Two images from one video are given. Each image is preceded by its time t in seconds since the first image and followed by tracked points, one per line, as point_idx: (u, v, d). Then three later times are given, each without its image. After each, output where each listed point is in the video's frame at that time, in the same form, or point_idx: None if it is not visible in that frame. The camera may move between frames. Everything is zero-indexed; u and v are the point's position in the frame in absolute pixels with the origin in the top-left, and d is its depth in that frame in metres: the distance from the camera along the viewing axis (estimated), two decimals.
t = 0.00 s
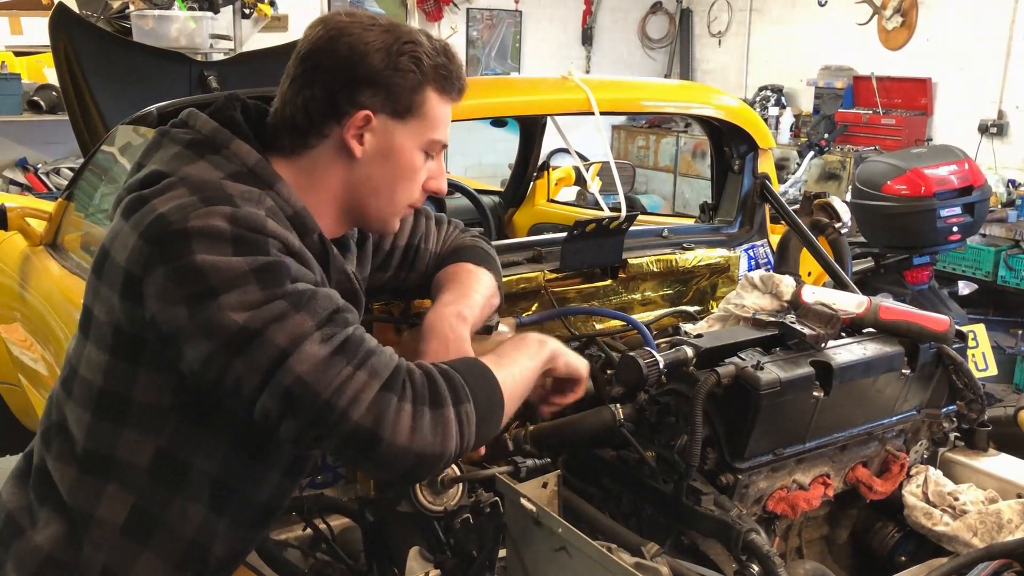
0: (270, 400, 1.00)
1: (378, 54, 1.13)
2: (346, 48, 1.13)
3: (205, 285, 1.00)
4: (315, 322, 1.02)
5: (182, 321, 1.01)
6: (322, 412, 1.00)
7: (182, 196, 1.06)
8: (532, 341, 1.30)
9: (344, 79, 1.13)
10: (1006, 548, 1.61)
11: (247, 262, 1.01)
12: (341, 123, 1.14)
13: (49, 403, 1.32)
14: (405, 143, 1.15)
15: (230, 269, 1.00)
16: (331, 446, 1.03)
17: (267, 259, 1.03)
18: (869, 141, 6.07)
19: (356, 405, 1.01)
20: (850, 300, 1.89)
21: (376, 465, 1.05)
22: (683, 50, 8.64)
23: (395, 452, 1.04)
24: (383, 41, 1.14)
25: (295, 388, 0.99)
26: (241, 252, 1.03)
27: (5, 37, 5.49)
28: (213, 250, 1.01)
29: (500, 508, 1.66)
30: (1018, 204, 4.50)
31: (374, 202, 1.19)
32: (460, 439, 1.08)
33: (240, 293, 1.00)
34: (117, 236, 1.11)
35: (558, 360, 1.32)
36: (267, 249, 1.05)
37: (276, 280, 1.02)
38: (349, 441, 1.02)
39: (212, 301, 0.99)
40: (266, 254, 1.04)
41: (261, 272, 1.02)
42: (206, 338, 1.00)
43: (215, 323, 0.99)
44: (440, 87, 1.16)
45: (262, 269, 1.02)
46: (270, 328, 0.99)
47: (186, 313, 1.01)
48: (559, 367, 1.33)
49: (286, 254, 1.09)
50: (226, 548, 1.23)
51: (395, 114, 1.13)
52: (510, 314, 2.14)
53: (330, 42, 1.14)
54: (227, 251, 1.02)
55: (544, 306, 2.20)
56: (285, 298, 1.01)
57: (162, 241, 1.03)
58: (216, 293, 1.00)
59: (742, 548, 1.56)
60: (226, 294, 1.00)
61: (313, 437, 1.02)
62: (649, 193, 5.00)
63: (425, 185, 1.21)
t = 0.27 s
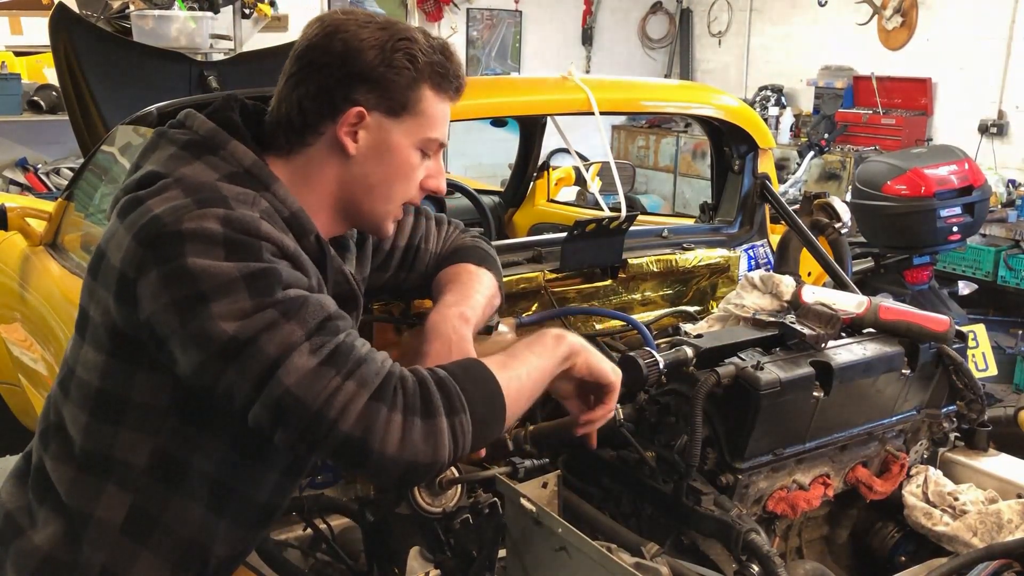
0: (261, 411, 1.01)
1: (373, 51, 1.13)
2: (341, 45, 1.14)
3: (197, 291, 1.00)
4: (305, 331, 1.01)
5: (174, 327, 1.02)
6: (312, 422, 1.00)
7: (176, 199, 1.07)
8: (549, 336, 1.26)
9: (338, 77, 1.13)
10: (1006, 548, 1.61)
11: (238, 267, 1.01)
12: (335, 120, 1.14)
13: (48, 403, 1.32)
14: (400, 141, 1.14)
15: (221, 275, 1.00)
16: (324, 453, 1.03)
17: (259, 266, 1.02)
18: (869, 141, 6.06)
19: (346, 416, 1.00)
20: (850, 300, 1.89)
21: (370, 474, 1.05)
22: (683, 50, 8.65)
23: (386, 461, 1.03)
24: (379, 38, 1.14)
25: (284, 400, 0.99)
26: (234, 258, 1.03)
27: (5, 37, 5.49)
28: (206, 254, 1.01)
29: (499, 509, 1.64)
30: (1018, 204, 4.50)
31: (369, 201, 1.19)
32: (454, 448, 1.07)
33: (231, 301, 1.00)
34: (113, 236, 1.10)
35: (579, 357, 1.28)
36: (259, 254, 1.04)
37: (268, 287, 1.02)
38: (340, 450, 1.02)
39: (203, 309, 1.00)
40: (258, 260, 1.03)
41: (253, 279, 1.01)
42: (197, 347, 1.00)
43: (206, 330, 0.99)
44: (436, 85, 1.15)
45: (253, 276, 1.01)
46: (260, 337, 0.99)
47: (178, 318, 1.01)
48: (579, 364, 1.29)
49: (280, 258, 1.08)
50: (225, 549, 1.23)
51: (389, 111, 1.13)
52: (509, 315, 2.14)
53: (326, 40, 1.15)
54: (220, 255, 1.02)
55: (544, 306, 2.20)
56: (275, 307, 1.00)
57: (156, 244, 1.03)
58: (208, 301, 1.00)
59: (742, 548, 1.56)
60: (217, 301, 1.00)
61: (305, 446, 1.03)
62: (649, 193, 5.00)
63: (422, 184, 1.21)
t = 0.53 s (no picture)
0: (268, 405, 1.00)
1: (368, 51, 1.13)
2: (337, 45, 1.14)
3: (201, 288, 1.00)
4: (312, 325, 1.01)
5: (178, 324, 1.01)
6: (319, 414, 1.00)
7: (177, 197, 1.07)
8: (554, 353, 1.28)
9: (334, 78, 1.13)
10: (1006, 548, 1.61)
11: (242, 263, 1.01)
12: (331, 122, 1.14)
13: (48, 403, 1.32)
14: (398, 141, 1.14)
15: (225, 271, 1.00)
16: (329, 446, 1.03)
17: (263, 262, 1.02)
18: (869, 141, 6.06)
19: (353, 408, 1.01)
20: (850, 300, 1.89)
21: (375, 468, 1.05)
22: (683, 50, 8.65)
23: (391, 454, 1.03)
24: (375, 38, 1.14)
25: (292, 392, 0.99)
26: (237, 254, 1.02)
27: (5, 37, 5.49)
28: (210, 252, 1.01)
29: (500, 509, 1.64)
30: (1017, 204, 4.50)
31: (368, 202, 1.19)
32: (459, 444, 1.07)
33: (235, 296, 1.00)
34: (113, 237, 1.10)
35: (581, 377, 1.29)
36: (262, 251, 1.04)
37: (272, 282, 1.02)
38: (347, 443, 1.02)
39: (207, 305, 0.99)
40: (262, 256, 1.03)
41: (257, 274, 1.01)
42: (202, 342, 1.00)
43: (211, 326, 0.99)
44: (435, 85, 1.15)
45: (257, 272, 1.01)
46: (265, 331, 0.99)
47: (182, 315, 1.01)
48: (579, 383, 1.30)
49: (284, 255, 1.08)
50: (225, 549, 1.23)
51: (386, 112, 1.13)
52: (510, 315, 2.14)
53: (324, 40, 1.15)
54: (223, 253, 1.02)
55: (544, 306, 2.20)
56: (280, 302, 1.00)
57: (158, 243, 1.03)
58: (211, 297, 1.00)
59: (742, 548, 1.56)
60: (222, 297, 0.99)
61: (311, 439, 1.02)
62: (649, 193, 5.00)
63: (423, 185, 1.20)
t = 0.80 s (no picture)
0: (294, 368, 1.00)
1: (342, 36, 1.18)
2: (317, 39, 1.21)
3: (224, 263, 1.00)
4: (337, 298, 1.04)
5: (200, 299, 1.01)
6: (346, 378, 1.01)
7: (191, 181, 1.07)
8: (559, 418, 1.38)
9: (314, 67, 1.19)
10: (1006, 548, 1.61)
11: (264, 241, 1.02)
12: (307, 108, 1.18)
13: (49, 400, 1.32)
14: (373, 117, 1.16)
15: (247, 249, 1.01)
16: (349, 416, 1.03)
17: (284, 239, 1.04)
18: (869, 141, 6.06)
19: (381, 370, 1.03)
20: (850, 300, 1.89)
21: (391, 439, 1.05)
22: (683, 50, 8.64)
23: (411, 423, 1.04)
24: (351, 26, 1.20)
25: (322, 353, 1.00)
26: (257, 233, 1.04)
27: (5, 37, 5.49)
28: (228, 233, 1.02)
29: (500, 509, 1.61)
30: (1017, 204, 4.50)
31: (357, 184, 1.20)
32: (469, 427, 1.10)
33: (260, 269, 1.01)
34: (124, 227, 1.10)
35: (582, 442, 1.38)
36: (281, 230, 1.06)
37: (295, 258, 1.04)
38: (369, 410, 1.03)
39: (231, 278, 1.00)
40: (282, 235, 1.05)
41: (279, 251, 1.03)
42: (228, 311, 1.00)
43: (235, 299, 1.00)
44: (408, 61, 1.17)
45: (280, 248, 1.03)
46: (291, 301, 1.00)
47: (203, 293, 1.01)
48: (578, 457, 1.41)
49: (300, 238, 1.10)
50: (225, 546, 1.23)
51: (356, 90, 1.16)
52: (510, 314, 2.14)
53: (308, 38, 1.23)
54: (241, 233, 1.03)
55: (544, 305, 2.20)
56: (304, 274, 1.03)
57: (175, 225, 1.03)
58: (235, 271, 1.00)
59: (742, 548, 1.56)
60: (246, 269, 1.00)
61: (335, 407, 1.02)
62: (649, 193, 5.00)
63: (411, 162, 1.20)
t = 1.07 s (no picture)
0: (294, 368, 1.01)
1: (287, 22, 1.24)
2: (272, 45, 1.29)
3: (221, 266, 1.00)
4: (335, 298, 1.05)
5: (196, 300, 1.01)
6: (347, 377, 1.02)
7: (186, 182, 1.07)
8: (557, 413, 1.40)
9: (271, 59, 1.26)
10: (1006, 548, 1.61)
11: (260, 243, 1.03)
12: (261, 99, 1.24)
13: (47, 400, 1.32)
14: (312, 87, 1.19)
15: (245, 250, 1.02)
16: (348, 415, 1.04)
17: (280, 240, 1.05)
18: (869, 141, 6.05)
19: (380, 370, 1.04)
20: (850, 300, 1.89)
21: (390, 437, 1.06)
22: (683, 50, 8.64)
23: (410, 422, 1.05)
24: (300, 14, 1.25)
25: (323, 353, 1.01)
26: (253, 234, 1.04)
27: (5, 37, 5.49)
28: (225, 234, 1.02)
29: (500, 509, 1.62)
30: (1018, 204, 4.50)
31: (314, 159, 1.21)
32: (466, 422, 1.10)
33: (257, 270, 1.01)
34: (119, 226, 1.10)
35: (579, 445, 1.43)
36: (276, 232, 1.06)
37: (291, 259, 1.05)
38: (368, 409, 1.04)
39: (228, 280, 1.00)
40: (277, 236, 1.06)
41: (275, 252, 1.04)
42: (224, 312, 1.00)
43: (232, 300, 1.00)
44: (338, 27, 1.20)
45: (276, 249, 1.04)
46: (290, 301, 1.01)
47: (199, 293, 1.01)
48: (577, 451, 1.44)
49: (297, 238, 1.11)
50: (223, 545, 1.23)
51: (294, 69, 1.21)
52: (510, 314, 2.14)
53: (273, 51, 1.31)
54: (237, 234, 1.03)
55: (544, 305, 2.19)
56: (302, 275, 1.03)
57: (171, 226, 1.03)
58: (232, 273, 1.00)
59: (742, 548, 1.56)
60: (243, 272, 1.01)
61: (335, 406, 1.03)
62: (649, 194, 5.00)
63: (359, 121, 1.19)
